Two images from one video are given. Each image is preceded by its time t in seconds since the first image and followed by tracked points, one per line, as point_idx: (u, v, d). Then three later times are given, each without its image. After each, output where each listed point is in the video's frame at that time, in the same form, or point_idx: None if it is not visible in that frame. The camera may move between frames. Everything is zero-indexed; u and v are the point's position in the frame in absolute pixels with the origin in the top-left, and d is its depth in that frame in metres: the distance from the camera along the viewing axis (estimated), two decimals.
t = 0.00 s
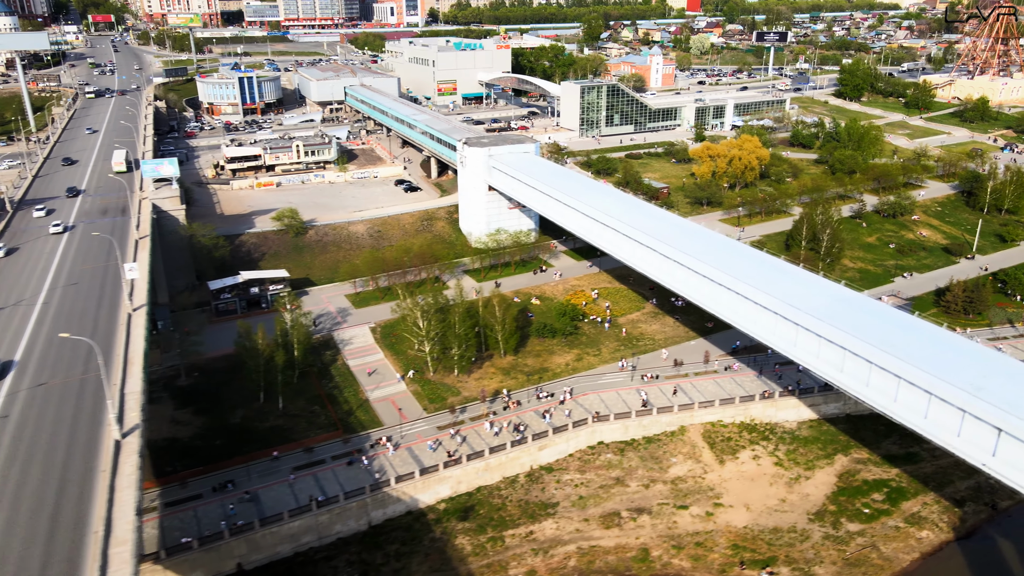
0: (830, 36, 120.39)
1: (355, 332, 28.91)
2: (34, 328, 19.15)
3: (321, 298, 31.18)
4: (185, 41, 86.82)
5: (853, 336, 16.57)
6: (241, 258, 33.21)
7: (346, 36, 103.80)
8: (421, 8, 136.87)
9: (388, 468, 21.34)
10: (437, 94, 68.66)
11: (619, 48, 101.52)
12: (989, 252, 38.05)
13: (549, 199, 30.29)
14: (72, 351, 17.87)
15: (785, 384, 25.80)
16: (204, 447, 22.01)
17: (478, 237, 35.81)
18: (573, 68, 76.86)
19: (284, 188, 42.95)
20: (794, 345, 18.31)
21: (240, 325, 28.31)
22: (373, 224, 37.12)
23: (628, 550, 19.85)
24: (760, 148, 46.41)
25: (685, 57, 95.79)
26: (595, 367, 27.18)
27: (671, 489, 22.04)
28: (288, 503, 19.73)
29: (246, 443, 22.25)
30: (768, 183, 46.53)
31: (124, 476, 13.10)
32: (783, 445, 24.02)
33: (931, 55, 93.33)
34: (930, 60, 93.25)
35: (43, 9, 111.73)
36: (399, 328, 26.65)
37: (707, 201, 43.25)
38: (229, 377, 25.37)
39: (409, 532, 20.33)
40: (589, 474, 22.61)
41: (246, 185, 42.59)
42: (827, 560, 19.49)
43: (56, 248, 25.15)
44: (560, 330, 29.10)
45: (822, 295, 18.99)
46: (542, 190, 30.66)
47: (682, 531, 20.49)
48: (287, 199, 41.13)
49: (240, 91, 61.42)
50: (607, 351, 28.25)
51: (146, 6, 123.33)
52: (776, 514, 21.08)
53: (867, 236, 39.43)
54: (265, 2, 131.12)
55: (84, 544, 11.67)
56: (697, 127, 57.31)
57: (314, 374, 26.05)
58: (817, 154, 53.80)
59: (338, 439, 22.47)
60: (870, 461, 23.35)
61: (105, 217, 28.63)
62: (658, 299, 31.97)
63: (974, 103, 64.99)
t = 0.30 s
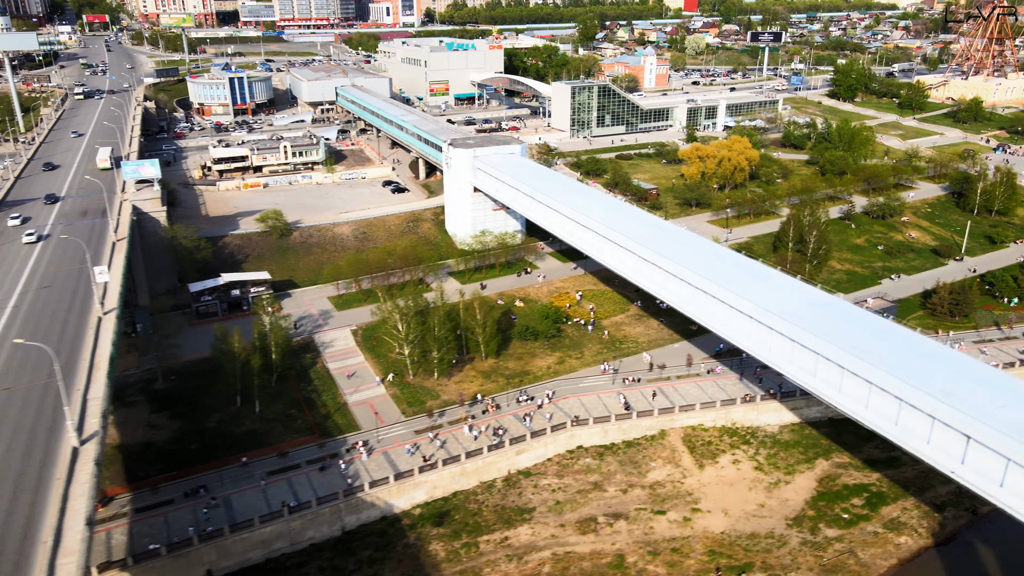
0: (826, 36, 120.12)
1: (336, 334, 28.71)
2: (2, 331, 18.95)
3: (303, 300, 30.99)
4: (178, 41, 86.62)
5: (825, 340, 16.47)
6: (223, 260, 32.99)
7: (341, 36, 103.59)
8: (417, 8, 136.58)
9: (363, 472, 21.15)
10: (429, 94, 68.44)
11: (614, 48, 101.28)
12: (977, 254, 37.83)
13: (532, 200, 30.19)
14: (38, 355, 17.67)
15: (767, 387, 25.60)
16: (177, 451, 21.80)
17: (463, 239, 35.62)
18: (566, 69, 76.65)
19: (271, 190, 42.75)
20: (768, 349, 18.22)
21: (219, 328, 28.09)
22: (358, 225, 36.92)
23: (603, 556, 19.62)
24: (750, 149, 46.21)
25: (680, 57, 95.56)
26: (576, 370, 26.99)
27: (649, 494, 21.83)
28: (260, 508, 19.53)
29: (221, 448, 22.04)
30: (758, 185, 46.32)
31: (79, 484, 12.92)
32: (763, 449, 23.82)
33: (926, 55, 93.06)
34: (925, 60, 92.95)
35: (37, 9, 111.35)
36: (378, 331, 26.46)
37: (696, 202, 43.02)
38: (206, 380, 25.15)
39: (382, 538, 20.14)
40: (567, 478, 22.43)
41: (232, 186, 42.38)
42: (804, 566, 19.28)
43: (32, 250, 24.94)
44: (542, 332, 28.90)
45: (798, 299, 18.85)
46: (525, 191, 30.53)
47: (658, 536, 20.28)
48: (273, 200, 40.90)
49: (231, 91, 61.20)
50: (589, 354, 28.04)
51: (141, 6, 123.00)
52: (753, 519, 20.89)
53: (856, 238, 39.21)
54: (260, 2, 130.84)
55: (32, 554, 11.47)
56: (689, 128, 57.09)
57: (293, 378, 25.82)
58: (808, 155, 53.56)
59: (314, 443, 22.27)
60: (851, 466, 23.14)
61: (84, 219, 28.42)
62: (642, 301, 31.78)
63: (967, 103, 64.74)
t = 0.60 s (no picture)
0: (822, 36, 119.94)
1: (319, 337, 28.55)
2: None
3: (288, 302, 30.83)
4: (171, 42, 86.48)
5: (800, 344, 16.25)
6: (209, 262, 32.84)
7: (336, 36, 103.36)
8: (413, 8, 136.32)
9: (340, 477, 20.98)
10: (422, 94, 68.27)
11: (610, 49, 101.09)
12: (967, 255, 37.64)
13: (517, 202, 30.00)
14: (7, 360, 17.52)
15: (751, 390, 25.43)
16: (154, 455, 21.63)
17: (450, 240, 35.46)
18: (560, 69, 76.45)
19: (259, 190, 42.59)
20: (746, 353, 17.98)
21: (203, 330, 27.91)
22: (345, 227, 36.75)
23: (581, 561, 19.47)
24: (740, 150, 46.06)
25: (675, 57, 95.30)
26: (560, 372, 26.83)
27: (630, 498, 21.65)
28: (235, 513, 19.35)
29: (198, 451, 21.86)
30: (749, 186, 46.14)
31: (38, 491, 12.79)
32: (746, 453, 23.64)
33: (922, 55, 92.93)
34: (920, 60, 92.78)
35: (32, 9, 111.09)
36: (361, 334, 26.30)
37: (687, 203, 42.80)
38: (186, 383, 24.96)
39: (359, 543, 19.97)
40: (547, 482, 22.27)
41: (221, 187, 42.21)
42: (783, 571, 19.12)
43: (10, 253, 24.75)
44: (527, 335, 28.73)
45: (776, 301, 18.59)
46: (511, 193, 30.36)
47: (637, 541, 20.12)
48: (261, 201, 40.74)
49: (223, 92, 61.04)
50: (573, 357, 27.88)
51: (137, 6, 122.64)
52: (734, 524, 20.72)
53: (846, 239, 39.05)
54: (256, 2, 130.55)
55: None
56: (682, 128, 56.91)
57: (274, 380, 25.65)
58: (801, 156, 53.39)
59: (292, 447, 22.09)
60: (834, 469, 22.95)
61: (65, 221, 28.24)
62: (628, 303, 31.61)
63: (961, 104, 64.56)
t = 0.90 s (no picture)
0: (818, 36, 119.79)
1: (300, 339, 28.35)
2: None
3: (270, 304, 30.65)
4: (165, 42, 86.32)
5: (770, 349, 16.08)
6: (191, 264, 32.66)
7: (330, 36, 103.11)
8: (409, 9, 136.02)
9: (314, 481, 20.79)
10: (414, 95, 68.06)
11: (605, 49, 100.85)
12: (955, 257, 37.42)
13: (498, 203, 29.85)
14: None
15: (732, 394, 25.25)
16: (127, 459, 21.42)
17: (435, 242, 35.28)
18: (553, 70, 76.26)
19: (246, 191, 42.41)
20: (718, 357, 17.80)
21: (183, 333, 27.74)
22: (330, 228, 36.57)
23: (555, 567, 19.27)
24: (730, 151, 45.86)
25: (670, 58, 95.11)
26: (541, 375, 26.64)
27: (607, 502, 21.47)
28: (206, 519, 19.17)
29: (172, 455, 21.66)
30: (739, 187, 45.94)
31: None
32: (726, 457, 23.45)
33: (917, 55, 92.70)
34: (915, 61, 92.59)
35: (27, 9, 110.82)
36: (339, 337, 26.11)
37: (675, 205, 42.58)
38: (163, 386, 24.75)
39: (331, 548, 19.77)
40: (524, 487, 22.08)
41: (207, 189, 42.01)
42: None
43: None
44: (508, 337, 28.52)
45: (749, 305, 18.44)
46: (493, 195, 30.19)
47: (613, 547, 19.93)
48: (247, 202, 40.57)
49: (213, 92, 60.86)
50: (555, 359, 27.69)
51: (132, 6, 122.31)
52: (710, 529, 20.55)
53: (834, 240, 38.86)
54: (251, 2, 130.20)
55: None
56: (673, 129, 56.70)
57: (252, 384, 25.44)
58: (792, 156, 53.17)
59: (266, 451, 21.89)
60: (814, 473, 22.78)
61: (44, 222, 28.06)
62: (613, 305, 31.42)
63: (954, 104, 64.37)
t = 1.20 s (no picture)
0: (814, 36, 119.63)
1: (282, 341, 28.18)
2: None
3: (253, 306, 30.48)
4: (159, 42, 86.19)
5: (744, 353, 15.93)
6: (176, 265, 32.50)
7: (326, 36, 103.01)
8: (406, 9, 135.81)
9: (291, 485, 20.62)
10: (407, 95, 67.89)
11: (601, 49, 100.63)
12: (945, 258, 37.25)
13: (483, 205, 29.71)
14: None
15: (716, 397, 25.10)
16: (103, 463, 21.26)
17: (422, 243, 35.12)
18: (547, 70, 76.09)
19: (234, 192, 42.26)
20: (694, 361, 17.65)
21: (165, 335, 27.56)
22: (316, 230, 36.41)
23: (531, 572, 19.11)
24: (721, 152, 45.72)
25: (666, 58, 94.91)
26: (524, 377, 26.47)
27: (586, 507, 21.31)
28: (179, 524, 19.01)
29: (148, 459, 21.49)
30: (729, 187, 45.77)
31: None
32: (708, 460, 23.28)
33: (913, 55, 92.45)
34: (911, 61, 92.40)
35: (22, 9, 110.66)
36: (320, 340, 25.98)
37: (665, 206, 42.42)
38: (142, 389, 24.59)
39: (307, 553, 19.60)
40: (504, 491, 21.93)
41: (195, 190, 41.86)
42: None
43: None
44: (492, 339, 28.34)
45: (726, 309, 18.28)
46: (478, 197, 30.00)
47: (591, 552, 19.77)
48: (235, 203, 40.39)
49: (205, 93, 60.72)
50: (539, 362, 27.52)
51: (128, 6, 122.09)
52: (690, 533, 20.38)
53: (823, 242, 38.71)
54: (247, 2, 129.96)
55: None
56: (665, 129, 56.53)
57: (233, 386, 25.27)
58: (784, 157, 53.00)
59: (243, 455, 21.73)
60: (796, 477, 22.63)
61: (24, 223, 27.94)
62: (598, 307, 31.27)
63: (948, 104, 64.20)
